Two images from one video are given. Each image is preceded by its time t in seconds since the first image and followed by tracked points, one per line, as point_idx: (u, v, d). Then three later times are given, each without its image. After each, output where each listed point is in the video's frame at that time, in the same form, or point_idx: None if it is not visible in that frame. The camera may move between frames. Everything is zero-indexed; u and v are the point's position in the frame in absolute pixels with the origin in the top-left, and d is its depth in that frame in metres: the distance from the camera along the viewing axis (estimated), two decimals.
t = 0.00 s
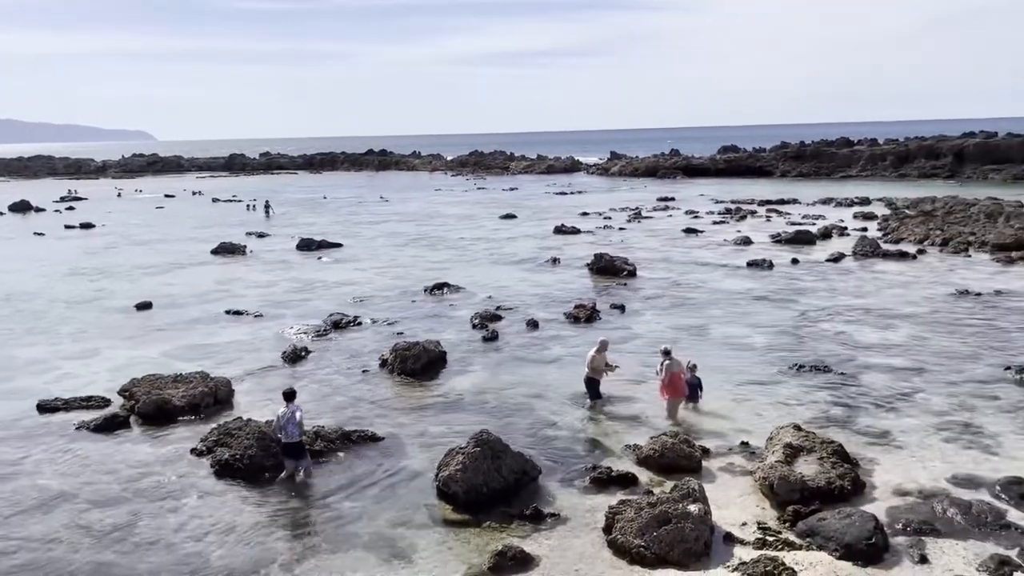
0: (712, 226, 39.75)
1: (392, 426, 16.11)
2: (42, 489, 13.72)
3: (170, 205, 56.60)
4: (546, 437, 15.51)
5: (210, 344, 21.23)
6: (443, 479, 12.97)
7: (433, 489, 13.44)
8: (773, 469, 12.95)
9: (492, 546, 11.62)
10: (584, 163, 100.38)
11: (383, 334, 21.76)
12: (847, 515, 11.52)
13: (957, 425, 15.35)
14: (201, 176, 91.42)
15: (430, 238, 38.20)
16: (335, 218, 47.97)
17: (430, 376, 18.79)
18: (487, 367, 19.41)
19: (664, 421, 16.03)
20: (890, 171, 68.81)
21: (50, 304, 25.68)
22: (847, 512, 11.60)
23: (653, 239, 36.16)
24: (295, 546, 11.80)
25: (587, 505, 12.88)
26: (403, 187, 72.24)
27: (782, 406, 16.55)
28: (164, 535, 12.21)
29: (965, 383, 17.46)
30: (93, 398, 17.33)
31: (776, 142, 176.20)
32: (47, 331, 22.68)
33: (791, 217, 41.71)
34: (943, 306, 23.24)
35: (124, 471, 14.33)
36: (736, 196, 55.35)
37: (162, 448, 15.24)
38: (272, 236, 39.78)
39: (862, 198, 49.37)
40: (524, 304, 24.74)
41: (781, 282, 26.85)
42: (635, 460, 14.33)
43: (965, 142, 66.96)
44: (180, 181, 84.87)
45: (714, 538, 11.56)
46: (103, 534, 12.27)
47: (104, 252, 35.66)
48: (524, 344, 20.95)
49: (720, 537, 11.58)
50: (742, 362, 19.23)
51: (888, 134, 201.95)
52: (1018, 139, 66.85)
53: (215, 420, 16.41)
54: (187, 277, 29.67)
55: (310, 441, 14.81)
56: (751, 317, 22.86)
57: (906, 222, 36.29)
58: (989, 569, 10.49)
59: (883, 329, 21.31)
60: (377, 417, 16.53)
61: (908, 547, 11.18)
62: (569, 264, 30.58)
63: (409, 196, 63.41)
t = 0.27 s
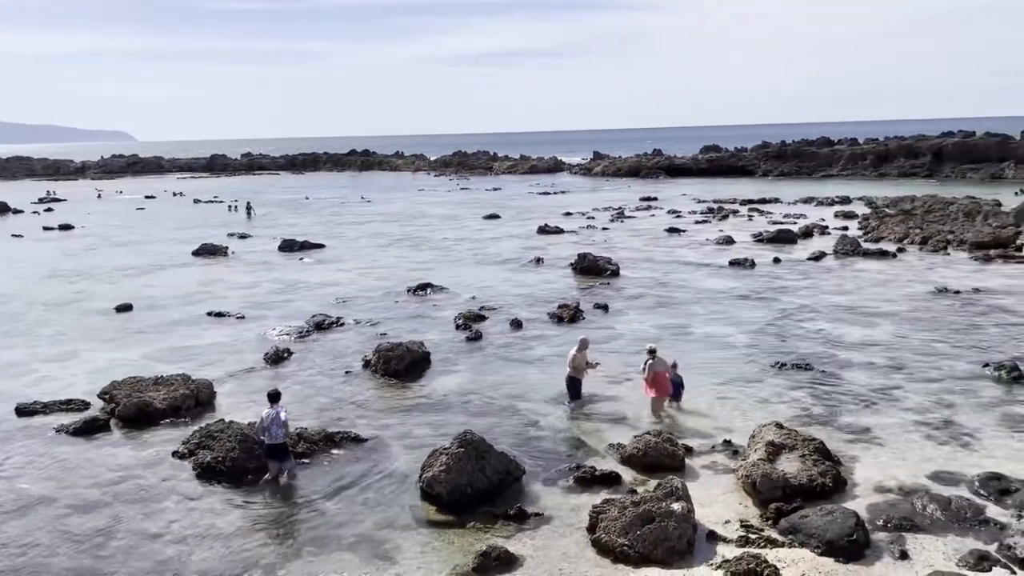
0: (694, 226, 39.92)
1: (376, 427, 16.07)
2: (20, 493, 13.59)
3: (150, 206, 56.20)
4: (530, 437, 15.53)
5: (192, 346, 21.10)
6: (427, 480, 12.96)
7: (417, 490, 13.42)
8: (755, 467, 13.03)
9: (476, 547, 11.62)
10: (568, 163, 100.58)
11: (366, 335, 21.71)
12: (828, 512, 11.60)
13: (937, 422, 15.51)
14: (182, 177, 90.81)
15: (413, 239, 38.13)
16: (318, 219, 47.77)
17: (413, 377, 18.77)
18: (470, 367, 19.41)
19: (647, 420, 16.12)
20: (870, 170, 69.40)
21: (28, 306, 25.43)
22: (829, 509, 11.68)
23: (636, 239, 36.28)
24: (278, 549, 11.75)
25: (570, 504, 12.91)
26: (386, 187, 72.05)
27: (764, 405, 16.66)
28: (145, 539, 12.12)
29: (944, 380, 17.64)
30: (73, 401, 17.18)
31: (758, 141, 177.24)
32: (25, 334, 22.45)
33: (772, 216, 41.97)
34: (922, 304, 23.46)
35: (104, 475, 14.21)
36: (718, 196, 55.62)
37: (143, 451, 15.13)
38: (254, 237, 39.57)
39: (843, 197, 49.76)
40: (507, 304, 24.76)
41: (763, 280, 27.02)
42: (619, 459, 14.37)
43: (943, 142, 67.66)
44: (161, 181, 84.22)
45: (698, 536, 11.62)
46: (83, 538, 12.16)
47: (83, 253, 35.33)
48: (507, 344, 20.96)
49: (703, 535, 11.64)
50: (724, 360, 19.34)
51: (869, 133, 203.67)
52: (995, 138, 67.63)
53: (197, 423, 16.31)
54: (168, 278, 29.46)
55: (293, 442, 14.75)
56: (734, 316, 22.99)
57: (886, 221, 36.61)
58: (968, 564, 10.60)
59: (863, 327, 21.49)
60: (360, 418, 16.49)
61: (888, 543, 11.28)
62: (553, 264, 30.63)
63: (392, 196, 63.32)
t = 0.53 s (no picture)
0: (676, 226, 40.07)
1: (358, 430, 16.00)
2: None
3: (130, 208, 55.75)
4: (513, 438, 15.53)
5: (172, 349, 20.94)
6: (409, 482, 12.91)
7: (400, 492, 13.37)
8: (737, 466, 13.07)
9: (459, 548, 11.60)
10: (550, 164, 100.73)
11: (348, 337, 21.63)
12: (809, 510, 11.67)
13: (916, 420, 15.63)
14: (161, 178, 90.18)
15: (395, 240, 38.04)
16: (299, 220, 47.56)
17: (396, 378, 18.71)
18: (453, 369, 19.38)
19: (631, 420, 16.16)
20: (850, 170, 70.00)
21: (5, 309, 25.14)
22: (810, 508, 11.75)
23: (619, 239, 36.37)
24: (260, 552, 11.68)
25: (554, 504, 12.91)
26: (368, 188, 71.87)
27: (745, 404, 16.74)
28: (124, 544, 12.00)
29: (923, 378, 17.79)
30: (51, 405, 17.00)
31: (738, 142, 178.19)
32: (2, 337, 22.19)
33: (753, 216, 42.20)
34: (901, 303, 23.67)
35: (83, 479, 14.06)
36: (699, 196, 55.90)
37: (122, 455, 14.99)
38: (235, 239, 39.34)
39: (823, 197, 50.12)
40: (490, 304, 24.74)
41: (744, 280, 27.16)
42: (601, 459, 14.39)
43: (921, 142, 68.37)
44: (140, 183, 83.57)
45: (680, 535, 11.65)
46: (62, 544, 12.03)
47: (61, 256, 34.99)
48: (490, 345, 20.95)
49: (685, 534, 11.67)
50: (706, 360, 19.42)
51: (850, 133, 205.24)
52: (972, 138, 68.43)
53: (177, 426, 16.18)
54: (147, 281, 29.22)
55: (273, 445, 14.67)
56: (716, 315, 23.09)
57: (865, 221, 36.90)
58: (948, 561, 10.68)
59: (844, 326, 21.63)
60: (342, 420, 16.42)
61: (869, 540, 11.36)
62: (535, 265, 30.65)
63: (374, 197, 63.14)
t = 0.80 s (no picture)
0: (658, 227, 40.23)
1: (340, 432, 15.95)
2: None
3: (109, 210, 55.25)
4: (495, 439, 15.52)
5: (152, 352, 20.76)
6: (392, 485, 12.89)
7: (382, 494, 13.33)
8: (719, 465, 13.13)
9: (442, 550, 11.58)
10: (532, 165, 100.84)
11: (330, 339, 21.54)
12: (790, 509, 11.75)
13: (895, 418, 15.79)
14: (140, 180, 89.45)
15: (377, 242, 37.93)
16: (280, 222, 47.33)
17: (378, 380, 18.65)
18: (435, 370, 19.35)
19: (614, 420, 16.16)
20: (829, 171, 70.59)
21: None
22: (791, 506, 11.82)
23: (600, 240, 36.47)
24: (241, 556, 11.60)
25: (537, 506, 12.91)
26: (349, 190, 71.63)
27: (726, 404, 16.83)
28: (103, 549, 11.90)
29: (901, 377, 17.98)
30: (28, 410, 16.80)
31: (719, 143, 179.28)
32: None
33: (734, 217, 42.45)
34: (880, 302, 23.88)
35: (62, 485, 13.92)
36: (680, 197, 56.18)
37: (101, 459, 14.84)
38: (215, 241, 39.08)
39: (802, 198, 50.48)
40: (472, 306, 24.73)
41: (725, 281, 27.31)
42: (584, 460, 14.41)
43: (899, 143, 69.07)
44: (119, 185, 82.81)
45: (663, 535, 11.70)
46: (40, 550, 11.90)
47: (38, 259, 34.59)
48: (472, 346, 20.94)
49: (668, 534, 11.71)
50: (688, 360, 19.50)
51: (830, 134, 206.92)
52: (949, 139, 69.20)
53: (157, 430, 16.05)
54: (126, 284, 28.97)
55: (255, 449, 14.60)
56: (697, 316, 23.20)
57: (844, 221, 37.23)
58: (926, 558, 10.78)
59: (824, 326, 21.81)
60: (324, 423, 16.35)
61: (849, 538, 11.45)
62: (517, 266, 30.66)
63: (355, 198, 62.91)
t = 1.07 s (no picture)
0: (640, 228, 40.40)
1: (322, 435, 15.89)
2: None
3: (87, 213, 54.70)
4: (479, 441, 15.52)
5: (131, 356, 20.60)
6: (374, 488, 12.85)
7: (365, 497, 13.29)
8: (701, 465, 13.20)
9: (426, 552, 11.56)
10: (515, 167, 100.90)
11: (311, 342, 21.47)
12: (772, 509, 11.83)
13: (875, 417, 15.94)
14: (118, 182, 88.66)
15: (359, 243, 37.84)
16: (261, 224, 47.09)
17: (360, 383, 18.60)
18: (417, 372, 19.31)
19: (597, 421, 16.20)
20: (809, 172, 71.09)
21: None
22: (772, 505, 11.90)
23: (583, 241, 36.54)
24: (223, 560, 11.53)
25: (520, 507, 12.93)
26: (331, 192, 71.35)
27: (708, 404, 16.91)
28: (82, 555, 11.78)
29: (881, 376, 18.15)
30: (5, 415, 16.61)
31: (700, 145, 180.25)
32: None
33: (715, 218, 42.66)
34: (860, 302, 24.09)
35: (40, 490, 13.76)
36: (661, 198, 56.42)
37: (80, 464, 14.70)
38: (196, 243, 38.83)
39: (782, 199, 50.81)
40: (454, 308, 24.71)
41: (707, 281, 27.46)
42: (567, 461, 14.44)
43: (878, 144, 69.72)
44: (97, 188, 82.06)
45: (645, 536, 11.74)
46: (17, 556, 11.76)
47: (15, 263, 34.23)
48: (454, 348, 20.93)
49: (650, 534, 11.76)
50: (669, 361, 19.59)
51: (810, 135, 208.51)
52: (927, 140, 69.95)
53: (137, 434, 15.92)
54: (105, 287, 28.72)
55: (236, 453, 14.51)
56: (679, 316, 23.31)
57: (824, 222, 37.52)
58: (906, 555, 10.88)
59: (804, 326, 21.98)
60: (306, 426, 16.28)
61: (829, 537, 11.53)
62: (500, 268, 30.67)
63: (337, 200, 62.71)
